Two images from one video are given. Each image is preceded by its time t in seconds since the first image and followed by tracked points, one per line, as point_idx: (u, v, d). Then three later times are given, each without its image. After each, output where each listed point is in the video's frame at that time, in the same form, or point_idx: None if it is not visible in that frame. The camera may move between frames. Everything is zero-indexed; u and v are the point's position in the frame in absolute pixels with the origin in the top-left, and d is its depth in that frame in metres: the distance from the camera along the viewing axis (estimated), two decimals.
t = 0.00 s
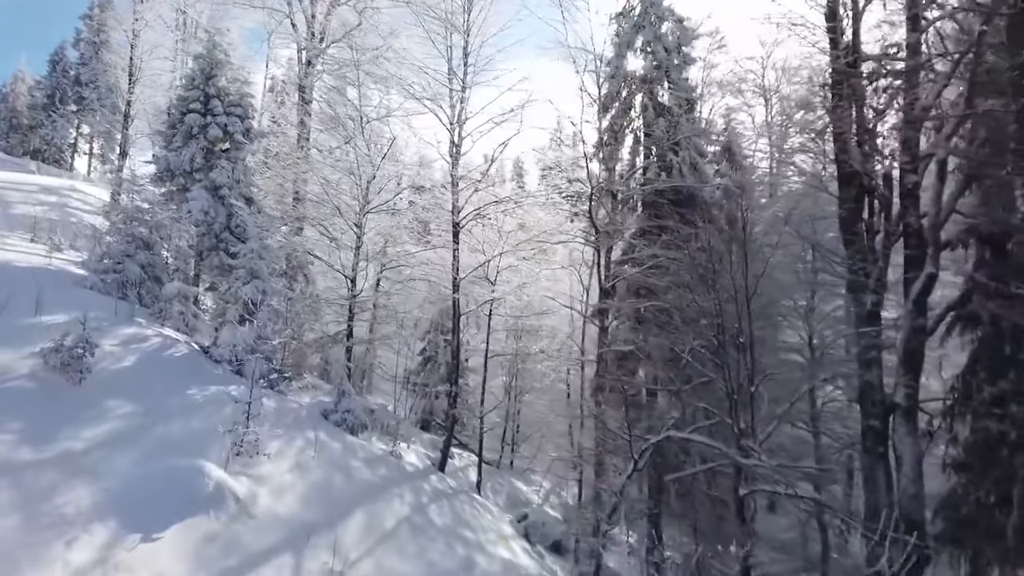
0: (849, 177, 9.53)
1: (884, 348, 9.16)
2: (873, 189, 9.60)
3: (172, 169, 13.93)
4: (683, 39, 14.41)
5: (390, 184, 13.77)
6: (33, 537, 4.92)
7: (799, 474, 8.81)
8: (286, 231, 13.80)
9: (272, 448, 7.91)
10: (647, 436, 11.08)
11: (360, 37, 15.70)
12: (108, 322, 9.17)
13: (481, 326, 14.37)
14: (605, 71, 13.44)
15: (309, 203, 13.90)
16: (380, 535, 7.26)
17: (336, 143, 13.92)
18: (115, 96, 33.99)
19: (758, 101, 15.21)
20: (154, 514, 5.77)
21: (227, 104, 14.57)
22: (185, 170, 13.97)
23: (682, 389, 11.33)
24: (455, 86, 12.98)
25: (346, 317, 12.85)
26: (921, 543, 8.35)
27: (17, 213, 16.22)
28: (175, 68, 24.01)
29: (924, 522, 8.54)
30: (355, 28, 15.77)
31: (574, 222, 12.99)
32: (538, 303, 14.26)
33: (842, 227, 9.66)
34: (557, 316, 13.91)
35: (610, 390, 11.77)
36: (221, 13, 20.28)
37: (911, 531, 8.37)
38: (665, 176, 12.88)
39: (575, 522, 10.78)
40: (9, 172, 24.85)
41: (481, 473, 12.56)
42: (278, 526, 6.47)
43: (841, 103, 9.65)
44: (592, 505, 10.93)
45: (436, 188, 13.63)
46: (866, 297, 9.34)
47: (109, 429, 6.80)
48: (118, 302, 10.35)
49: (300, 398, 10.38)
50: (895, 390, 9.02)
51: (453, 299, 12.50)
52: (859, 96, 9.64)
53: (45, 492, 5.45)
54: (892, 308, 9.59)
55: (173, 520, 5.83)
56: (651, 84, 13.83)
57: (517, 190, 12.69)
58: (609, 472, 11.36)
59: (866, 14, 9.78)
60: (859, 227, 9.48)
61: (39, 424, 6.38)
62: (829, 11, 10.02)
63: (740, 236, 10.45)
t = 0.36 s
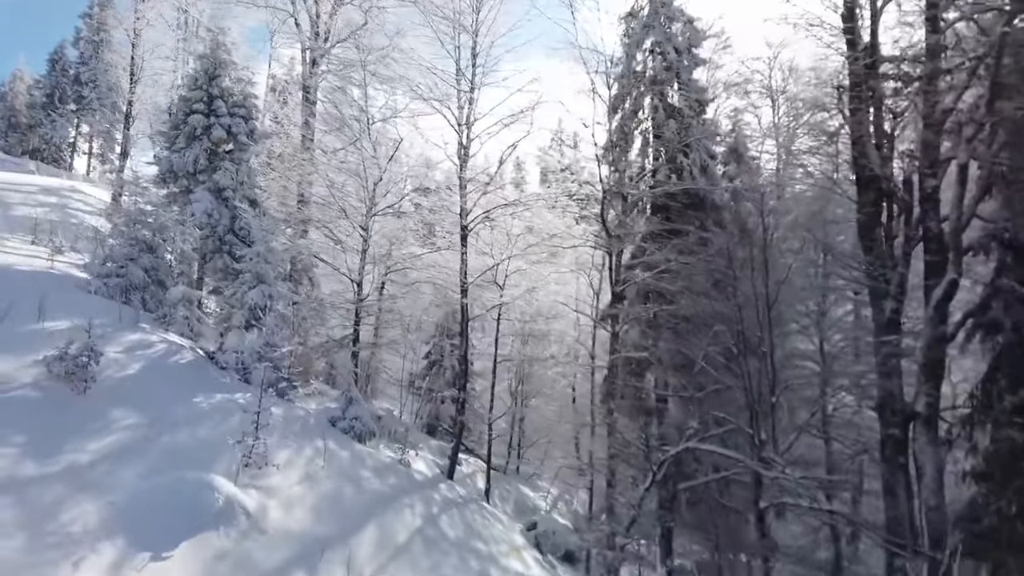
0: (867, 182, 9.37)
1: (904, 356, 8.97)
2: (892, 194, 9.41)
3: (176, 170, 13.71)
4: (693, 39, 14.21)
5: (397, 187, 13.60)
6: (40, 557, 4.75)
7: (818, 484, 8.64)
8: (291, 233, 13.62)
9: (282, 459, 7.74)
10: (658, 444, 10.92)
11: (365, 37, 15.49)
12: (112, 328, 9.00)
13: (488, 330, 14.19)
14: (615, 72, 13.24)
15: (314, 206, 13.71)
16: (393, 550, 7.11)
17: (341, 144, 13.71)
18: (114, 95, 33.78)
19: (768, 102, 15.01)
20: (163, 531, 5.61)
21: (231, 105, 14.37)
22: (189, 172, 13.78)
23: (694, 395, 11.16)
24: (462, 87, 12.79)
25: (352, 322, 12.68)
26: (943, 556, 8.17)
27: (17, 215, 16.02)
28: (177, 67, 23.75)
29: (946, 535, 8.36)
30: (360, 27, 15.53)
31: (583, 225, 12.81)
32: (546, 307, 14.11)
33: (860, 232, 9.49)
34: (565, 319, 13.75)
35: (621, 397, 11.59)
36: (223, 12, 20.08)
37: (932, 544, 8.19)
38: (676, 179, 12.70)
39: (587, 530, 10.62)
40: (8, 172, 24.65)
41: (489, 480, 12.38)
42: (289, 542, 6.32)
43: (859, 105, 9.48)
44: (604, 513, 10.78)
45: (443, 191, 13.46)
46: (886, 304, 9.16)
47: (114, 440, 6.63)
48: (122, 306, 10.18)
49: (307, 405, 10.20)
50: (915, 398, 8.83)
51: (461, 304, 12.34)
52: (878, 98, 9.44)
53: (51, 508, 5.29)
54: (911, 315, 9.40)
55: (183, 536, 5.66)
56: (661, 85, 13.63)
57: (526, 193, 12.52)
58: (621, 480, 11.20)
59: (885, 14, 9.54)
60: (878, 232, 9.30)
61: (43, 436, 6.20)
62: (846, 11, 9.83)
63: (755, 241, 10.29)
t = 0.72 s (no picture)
0: (888, 185, 9.16)
1: (925, 364, 8.75)
2: (913, 198, 9.18)
3: (179, 172, 13.52)
4: (703, 40, 14.03)
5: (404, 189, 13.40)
6: None
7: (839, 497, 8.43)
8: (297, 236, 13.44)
9: (291, 470, 7.55)
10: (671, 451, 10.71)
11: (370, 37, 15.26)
12: (117, 334, 8.81)
13: (496, 335, 13.99)
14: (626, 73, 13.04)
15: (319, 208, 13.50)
16: (406, 565, 6.94)
17: (347, 146, 13.48)
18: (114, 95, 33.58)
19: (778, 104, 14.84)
20: (173, 549, 5.42)
21: (235, 106, 14.17)
22: (193, 173, 13.58)
23: (707, 401, 10.97)
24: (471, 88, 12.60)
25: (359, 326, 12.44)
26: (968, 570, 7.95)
27: (18, 216, 15.81)
28: (179, 66, 23.53)
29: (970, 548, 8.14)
30: (365, 26, 15.31)
31: (594, 229, 12.63)
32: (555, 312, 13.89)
33: (880, 238, 9.26)
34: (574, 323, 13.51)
35: (633, 403, 11.40)
36: (226, 12, 19.90)
37: (956, 558, 7.96)
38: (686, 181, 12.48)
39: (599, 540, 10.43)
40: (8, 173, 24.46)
41: (498, 487, 12.18)
42: (301, 558, 6.15)
43: (878, 107, 9.27)
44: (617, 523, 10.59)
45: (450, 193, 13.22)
46: (906, 311, 8.95)
47: (121, 453, 6.44)
48: (127, 312, 9.99)
49: (314, 412, 9.99)
50: (937, 407, 8.61)
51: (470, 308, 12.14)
52: (897, 100, 9.24)
53: (59, 526, 5.10)
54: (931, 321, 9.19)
55: (194, 554, 5.48)
56: (671, 86, 13.43)
57: (536, 197, 12.34)
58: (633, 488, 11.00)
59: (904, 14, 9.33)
60: (897, 237, 9.10)
61: (48, 449, 6.01)
62: (865, 11, 9.59)
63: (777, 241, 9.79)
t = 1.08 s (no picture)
0: (909, 191, 8.97)
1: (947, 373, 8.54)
2: (933, 203, 8.97)
3: (183, 175, 13.33)
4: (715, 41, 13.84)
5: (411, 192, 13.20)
6: None
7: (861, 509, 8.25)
8: (303, 240, 13.26)
9: (302, 483, 7.39)
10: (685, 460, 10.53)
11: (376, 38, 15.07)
12: (122, 342, 8.65)
13: (503, 340, 13.80)
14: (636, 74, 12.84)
15: (324, 211, 13.31)
16: None
17: (355, 148, 13.32)
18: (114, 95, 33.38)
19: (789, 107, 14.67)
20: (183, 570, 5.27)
21: (240, 107, 13.99)
22: (197, 176, 13.39)
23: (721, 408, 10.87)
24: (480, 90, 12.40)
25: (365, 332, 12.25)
26: None
27: (20, 219, 15.61)
28: (182, 67, 23.28)
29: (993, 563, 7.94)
30: (371, 27, 15.07)
31: (604, 233, 12.45)
32: (564, 316, 13.70)
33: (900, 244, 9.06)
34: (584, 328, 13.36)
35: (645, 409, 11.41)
36: (230, 12, 19.70)
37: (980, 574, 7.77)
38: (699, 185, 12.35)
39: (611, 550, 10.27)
40: (9, 174, 24.29)
41: (506, 495, 12.01)
42: None
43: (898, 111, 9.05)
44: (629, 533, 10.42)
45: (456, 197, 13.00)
46: (927, 319, 8.74)
47: (129, 467, 6.27)
48: (131, 318, 9.81)
49: (321, 420, 9.80)
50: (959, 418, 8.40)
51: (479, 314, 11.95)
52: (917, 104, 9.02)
53: (65, 548, 4.95)
54: (953, 329, 8.98)
55: None
56: (682, 88, 13.20)
57: (547, 201, 12.17)
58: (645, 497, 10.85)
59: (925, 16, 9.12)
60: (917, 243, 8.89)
61: (54, 464, 5.84)
62: (885, 11, 9.29)
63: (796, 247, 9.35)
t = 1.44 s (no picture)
0: (930, 199, 8.78)
1: (971, 386, 8.30)
2: (956, 212, 8.73)
3: (188, 180, 13.15)
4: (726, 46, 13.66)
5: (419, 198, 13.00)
6: None
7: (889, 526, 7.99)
8: (308, 246, 13.08)
9: (314, 499, 7.21)
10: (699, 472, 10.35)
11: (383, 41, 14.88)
12: (127, 353, 8.45)
13: (512, 347, 13.59)
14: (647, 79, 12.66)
15: (330, 217, 13.11)
16: None
17: (362, 153, 13.14)
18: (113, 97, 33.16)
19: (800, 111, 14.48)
20: None
21: (245, 112, 13.81)
22: (201, 181, 13.21)
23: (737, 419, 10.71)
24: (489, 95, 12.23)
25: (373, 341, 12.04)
26: None
27: (22, 224, 15.44)
28: (184, 69, 23.11)
29: None
30: (378, 30, 14.89)
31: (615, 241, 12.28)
32: (574, 324, 13.50)
33: (921, 254, 8.84)
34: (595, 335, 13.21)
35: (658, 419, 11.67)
36: (234, 14, 19.54)
37: None
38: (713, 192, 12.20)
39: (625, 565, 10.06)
40: (10, 178, 24.10)
41: (516, 507, 11.80)
42: None
43: (920, 117, 8.83)
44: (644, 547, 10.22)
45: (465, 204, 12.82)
46: (950, 329, 8.51)
47: (137, 486, 6.10)
48: (136, 327, 9.62)
49: (330, 431, 9.60)
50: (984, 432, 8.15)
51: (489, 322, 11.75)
52: (938, 110, 8.80)
53: None
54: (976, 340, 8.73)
55: None
56: (694, 92, 13.02)
57: (558, 207, 11.98)
58: (657, 510, 10.68)
59: (947, 19, 8.88)
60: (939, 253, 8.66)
61: (59, 483, 5.67)
62: (905, 16, 9.04)
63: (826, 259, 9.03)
